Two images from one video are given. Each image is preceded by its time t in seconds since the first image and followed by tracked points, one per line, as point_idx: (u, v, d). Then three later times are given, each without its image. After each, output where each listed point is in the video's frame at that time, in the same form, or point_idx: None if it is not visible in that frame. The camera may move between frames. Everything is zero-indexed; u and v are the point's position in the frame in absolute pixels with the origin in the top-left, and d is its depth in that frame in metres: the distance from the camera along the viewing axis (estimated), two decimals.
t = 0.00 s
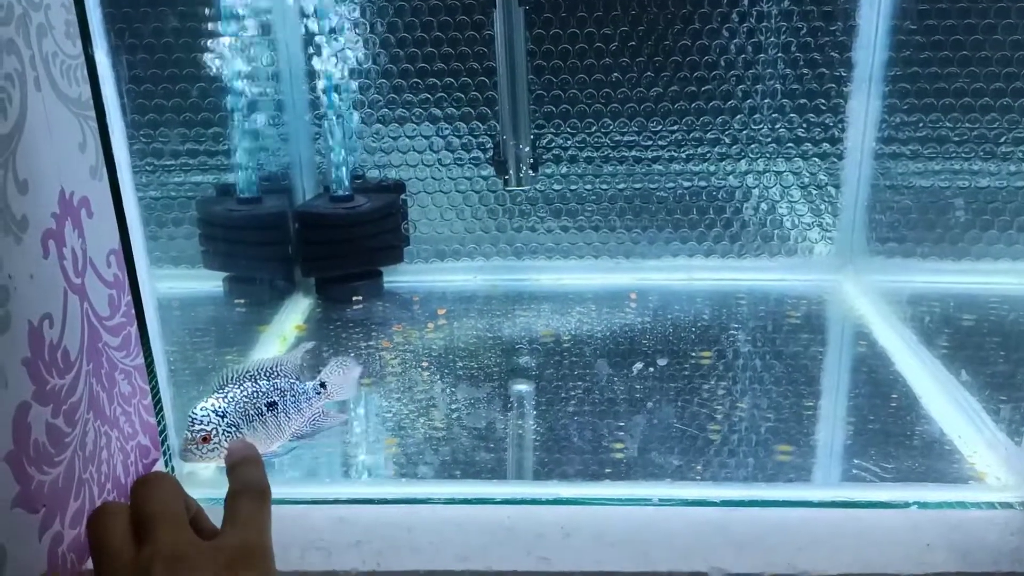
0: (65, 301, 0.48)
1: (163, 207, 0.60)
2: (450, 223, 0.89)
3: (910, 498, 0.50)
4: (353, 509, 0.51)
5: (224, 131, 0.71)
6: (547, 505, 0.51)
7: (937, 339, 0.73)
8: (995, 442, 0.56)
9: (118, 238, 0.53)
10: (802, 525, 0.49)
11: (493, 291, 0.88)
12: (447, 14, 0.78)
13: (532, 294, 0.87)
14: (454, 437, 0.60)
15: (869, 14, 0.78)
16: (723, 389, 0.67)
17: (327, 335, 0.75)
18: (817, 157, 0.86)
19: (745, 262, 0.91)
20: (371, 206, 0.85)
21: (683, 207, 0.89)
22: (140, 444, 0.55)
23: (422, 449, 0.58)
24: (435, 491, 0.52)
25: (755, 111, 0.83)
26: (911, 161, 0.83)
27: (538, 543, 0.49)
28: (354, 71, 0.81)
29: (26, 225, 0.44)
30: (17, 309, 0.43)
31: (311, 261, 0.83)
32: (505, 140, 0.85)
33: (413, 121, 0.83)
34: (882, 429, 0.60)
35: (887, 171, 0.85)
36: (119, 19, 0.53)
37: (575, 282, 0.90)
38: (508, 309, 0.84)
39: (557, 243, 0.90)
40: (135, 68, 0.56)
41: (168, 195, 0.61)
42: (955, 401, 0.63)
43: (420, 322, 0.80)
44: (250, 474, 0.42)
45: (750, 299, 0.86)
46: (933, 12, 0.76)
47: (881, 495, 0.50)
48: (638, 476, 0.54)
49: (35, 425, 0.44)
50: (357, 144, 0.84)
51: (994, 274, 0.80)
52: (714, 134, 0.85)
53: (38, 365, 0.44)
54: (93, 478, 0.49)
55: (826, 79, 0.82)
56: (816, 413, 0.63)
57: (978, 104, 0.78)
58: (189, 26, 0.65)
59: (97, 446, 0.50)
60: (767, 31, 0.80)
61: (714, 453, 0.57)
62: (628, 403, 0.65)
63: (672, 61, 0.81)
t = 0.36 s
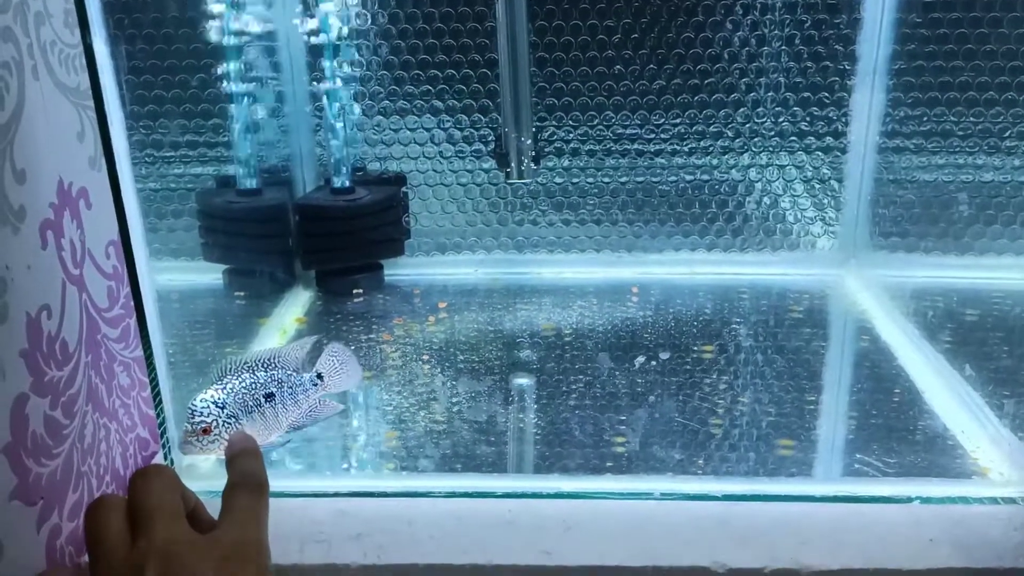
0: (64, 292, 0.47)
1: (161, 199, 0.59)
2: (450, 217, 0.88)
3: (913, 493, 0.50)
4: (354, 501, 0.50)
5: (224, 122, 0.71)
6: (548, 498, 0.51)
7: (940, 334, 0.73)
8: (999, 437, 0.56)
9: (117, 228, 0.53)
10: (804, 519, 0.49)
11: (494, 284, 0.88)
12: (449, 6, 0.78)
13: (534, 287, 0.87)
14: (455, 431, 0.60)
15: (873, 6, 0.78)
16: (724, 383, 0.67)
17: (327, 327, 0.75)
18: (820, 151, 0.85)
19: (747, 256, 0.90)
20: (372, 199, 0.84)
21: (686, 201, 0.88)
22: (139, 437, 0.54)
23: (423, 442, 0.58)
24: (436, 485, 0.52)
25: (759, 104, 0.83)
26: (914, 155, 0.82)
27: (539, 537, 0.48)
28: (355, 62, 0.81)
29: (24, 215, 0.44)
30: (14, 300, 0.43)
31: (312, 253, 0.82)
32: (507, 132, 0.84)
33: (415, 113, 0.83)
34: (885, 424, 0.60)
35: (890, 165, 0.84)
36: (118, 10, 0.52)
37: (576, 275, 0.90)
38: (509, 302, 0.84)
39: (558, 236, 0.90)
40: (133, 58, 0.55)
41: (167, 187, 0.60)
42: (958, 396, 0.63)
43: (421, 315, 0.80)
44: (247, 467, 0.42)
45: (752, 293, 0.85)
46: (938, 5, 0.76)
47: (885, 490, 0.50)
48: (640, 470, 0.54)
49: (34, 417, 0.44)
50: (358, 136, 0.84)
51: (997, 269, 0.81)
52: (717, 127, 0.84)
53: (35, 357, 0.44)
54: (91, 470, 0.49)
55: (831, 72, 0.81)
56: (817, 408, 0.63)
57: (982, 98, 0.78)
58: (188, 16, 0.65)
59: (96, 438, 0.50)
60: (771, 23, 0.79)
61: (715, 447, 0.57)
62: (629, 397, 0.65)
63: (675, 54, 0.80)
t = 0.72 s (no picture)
0: (81, 285, 0.48)
1: (173, 193, 0.59)
2: (460, 212, 0.89)
3: (923, 486, 0.50)
4: (367, 494, 0.51)
5: (235, 117, 0.71)
6: (558, 491, 0.51)
7: (948, 329, 0.73)
8: (1008, 432, 0.57)
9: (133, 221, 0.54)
10: (815, 512, 0.49)
11: (503, 279, 0.88)
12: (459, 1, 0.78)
13: (543, 283, 0.87)
14: (467, 424, 0.60)
15: (884, 3, 0.78)
16: (734, 377, 0.68)
17: (339, 322, 0.76)
18: (830, 147, 0.86)
19: (756, 252, 0.90)
20: (383, 193, 0.84)
21: (695, 197, 0.89)
22: (155, 429, 0.55)
23: (436, 434, 0.58)
24: (448, 477, 0.52)
25: (769, 100, 0.83)
26: (925, 151, 0.82)
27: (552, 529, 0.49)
28: (366, 58, 0.81)
29: (43, 208, 0.44)
30: (34, 292, 0.43)
31: (322, 248, 0.82)
32: (517, 127, 0.83)
33: (425, 108, 0.83)
34: (895, 418, 0.60)
35: (900, 161, 0.84)
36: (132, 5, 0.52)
37: (586, 270, 0.90)
38: (519, 297, 0.84)
39: (568, 232, 0.90)
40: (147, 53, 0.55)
41: (178, 182, 0.60)
42: (968, 391, 0.63)
43: (431, 309, 0.80)
44: (264, 457, 0.42)
45: (761, 289, 0.85)
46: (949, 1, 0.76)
47: (894, 483, 0.51)
48: (651, 464, 0.54)
49: (53, 408, 0.44)
50: (368, 131, 0.84)
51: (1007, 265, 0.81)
52: (727, 123, 0.84)
53: (54, 348, 0.45)
54: (108, 461, 0.49)
55: (840, 69, 0.82)
56: (827, 403, 0.63)
57: (992, 94, 0.78)
58: (201, 12, 0.65)
59: (112, 430, 0.50)
60: (781, 20, 0.79)
61: (725, 442, 0.57)
62: (641, 391, 0.65)
63: (685, 50, 0.81)
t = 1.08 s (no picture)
0: (93, 281, 0.48)
1: (184, 190, 0.59)
2: (469, 209, 0.89)
3: (933, 487, 0.50)
4: (377, 491, 0.51)
5: (246, 115, 0.71)
6: (568, 489, 0.51)
7: (959, 329, 0.72)
8: (1019, 432, 0.56)
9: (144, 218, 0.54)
10: (825, 511, 0.49)
11: (512, 277, 0.88)
12: None
13: (551, 280, 0.87)
14: (477, 422, 0.60)
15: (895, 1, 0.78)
16: (743, 376, 0.67)
17: (348, 320, 0.76)
18: (840, 145, 0.85)
19: (765, 250, 0.90)
20: (391, 190, 0.84)
21: (704, 195, 0.89)
22: (167, 425, 0.55)
23: (446, 432, 0.59)
24: (456, 474, 0.52)
25: (779, 98, 0.83)
26: (935, 150, 0.82)
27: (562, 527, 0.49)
28: (375, 55, 0.81)
29: (57, 204, 0.45)
30: (48, 288, 0.43)
31: (331, 246, 0.82)
32: (525, 125, 0.84)
33: (435, 106, 0.83)
34: (906, 418, 0.60)
35: (911, 160, 0.83)
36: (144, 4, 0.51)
37: (594, 269, 0.90)
38: (527, 295, 0.84)
39: (576, 231, 0.90)
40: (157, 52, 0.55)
41: (189, 180, 0.60)
42: (979, 391, 0.63)
43: (440, 307, 0.80)
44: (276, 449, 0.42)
45: (771, 288, 0.85)
46: None
47: (904, 483, 0.51)
48: (661, 462, 0.54)
49: (66, 404, 0.44)
50: (377, 129, 0.84)
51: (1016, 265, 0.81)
52: (737, 121, 0.84)
53: (68, 344, 0.45)
54: (119, 457, 0.50)
55: (851, 67, 0.81)
56: (837, 402, 0.63)
57: (1003, 93, 0.78)
58: (214, 10, 0.65)
59: (124, 426, 0.50)
60: (792, 18, 0.79)
61: (734, 441, 0.57)
62: (650, 389, 0.65)
63: (695, 48, 0.80)
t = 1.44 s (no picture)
0: (99, 282, 0.48)
1: (188, 192, 0.59)
2: (472, 211, 0.89)
3: (937, 489, 0.50)
4: (381, 493, 0.51)
5: (250, 117, 0.71)
6: (571, 490, 0.51)
7: (963, 330, 0.72)
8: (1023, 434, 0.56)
9: (148, 218, 0.54)
10: (830, 513, 0.49)
11: (516, 278, 0.88)
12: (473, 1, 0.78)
13: (555, 282, 0.87)
14: (480, 423, 0.60)
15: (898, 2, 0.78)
16: (747, 378, 0.67)
17: (351, 321, 0.76)
18: (843, 147, 0.85)
19: (768, 252, 0.90)
20: (396, 191, 0.84)
21: (708, 196, 0.88)
22: (171, 426, 0.55)
23: (449, 433, 0.59)
24: (460, 476, 0.52)
25: (782, 100, 0.83)
26: (940, 151, 0.82)
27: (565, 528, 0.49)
28: (380, 57, 0.81)
29: (61, 205, 0.45)
30: (53, 289, 0.44)
31: (335, 247, 0.82)
32: (529, 127, 0.84)
33: (439, 108, 0.83)
34: (909, 420, 0.60)
35: (914, 161, 0.83)
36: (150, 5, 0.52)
37: (598, 271, 0.89)
38: (531, 297, 0.84)
39: (579, 232, 0.90)
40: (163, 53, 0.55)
41: (194, 181, 0.60)
42: (983, 393, 0.62)
43: (443, 308, 0.80)
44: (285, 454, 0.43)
45: (774, 290, 0.85)
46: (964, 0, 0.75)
47: (908, 485, 0.51)
48: (664, 464, 0.54)
49: (70, 405, 0.45)
50: (381, 130, 0.84)
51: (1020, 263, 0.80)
52: (740, 122, 0.84)
53: (73, 346, 0.45)
54: (124, 459, 0.50)
55: (855, 68, 0.81)
56: (841, 404, 0.63)
57: (1009, 93, 0.78)
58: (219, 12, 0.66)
59: (128, 427, 0.50)
60: (796, 19, 0.79)
61: (738, 442, 0.57)
62: (653, 391, 0.65)
63: (699, 49, 0.80)
